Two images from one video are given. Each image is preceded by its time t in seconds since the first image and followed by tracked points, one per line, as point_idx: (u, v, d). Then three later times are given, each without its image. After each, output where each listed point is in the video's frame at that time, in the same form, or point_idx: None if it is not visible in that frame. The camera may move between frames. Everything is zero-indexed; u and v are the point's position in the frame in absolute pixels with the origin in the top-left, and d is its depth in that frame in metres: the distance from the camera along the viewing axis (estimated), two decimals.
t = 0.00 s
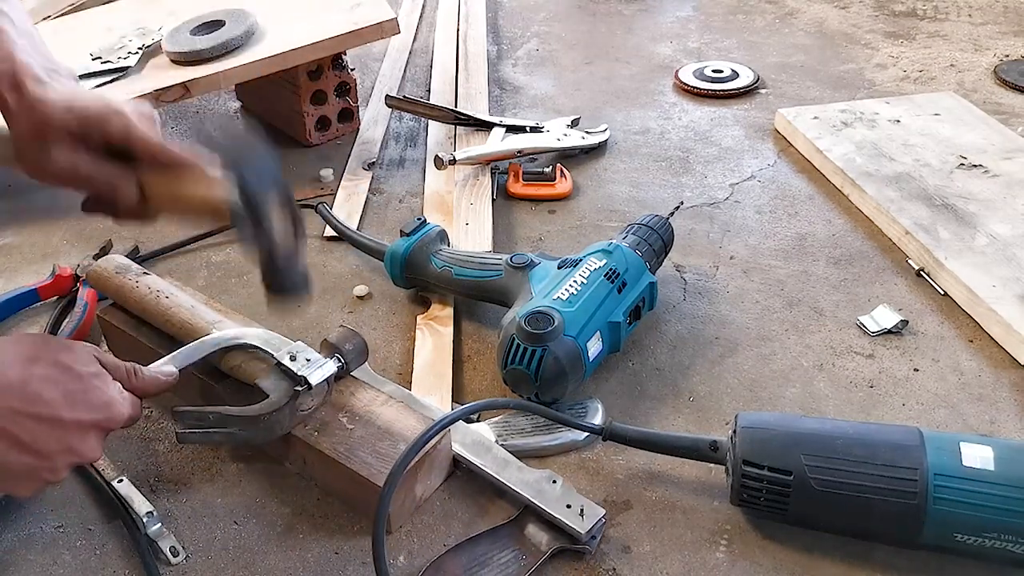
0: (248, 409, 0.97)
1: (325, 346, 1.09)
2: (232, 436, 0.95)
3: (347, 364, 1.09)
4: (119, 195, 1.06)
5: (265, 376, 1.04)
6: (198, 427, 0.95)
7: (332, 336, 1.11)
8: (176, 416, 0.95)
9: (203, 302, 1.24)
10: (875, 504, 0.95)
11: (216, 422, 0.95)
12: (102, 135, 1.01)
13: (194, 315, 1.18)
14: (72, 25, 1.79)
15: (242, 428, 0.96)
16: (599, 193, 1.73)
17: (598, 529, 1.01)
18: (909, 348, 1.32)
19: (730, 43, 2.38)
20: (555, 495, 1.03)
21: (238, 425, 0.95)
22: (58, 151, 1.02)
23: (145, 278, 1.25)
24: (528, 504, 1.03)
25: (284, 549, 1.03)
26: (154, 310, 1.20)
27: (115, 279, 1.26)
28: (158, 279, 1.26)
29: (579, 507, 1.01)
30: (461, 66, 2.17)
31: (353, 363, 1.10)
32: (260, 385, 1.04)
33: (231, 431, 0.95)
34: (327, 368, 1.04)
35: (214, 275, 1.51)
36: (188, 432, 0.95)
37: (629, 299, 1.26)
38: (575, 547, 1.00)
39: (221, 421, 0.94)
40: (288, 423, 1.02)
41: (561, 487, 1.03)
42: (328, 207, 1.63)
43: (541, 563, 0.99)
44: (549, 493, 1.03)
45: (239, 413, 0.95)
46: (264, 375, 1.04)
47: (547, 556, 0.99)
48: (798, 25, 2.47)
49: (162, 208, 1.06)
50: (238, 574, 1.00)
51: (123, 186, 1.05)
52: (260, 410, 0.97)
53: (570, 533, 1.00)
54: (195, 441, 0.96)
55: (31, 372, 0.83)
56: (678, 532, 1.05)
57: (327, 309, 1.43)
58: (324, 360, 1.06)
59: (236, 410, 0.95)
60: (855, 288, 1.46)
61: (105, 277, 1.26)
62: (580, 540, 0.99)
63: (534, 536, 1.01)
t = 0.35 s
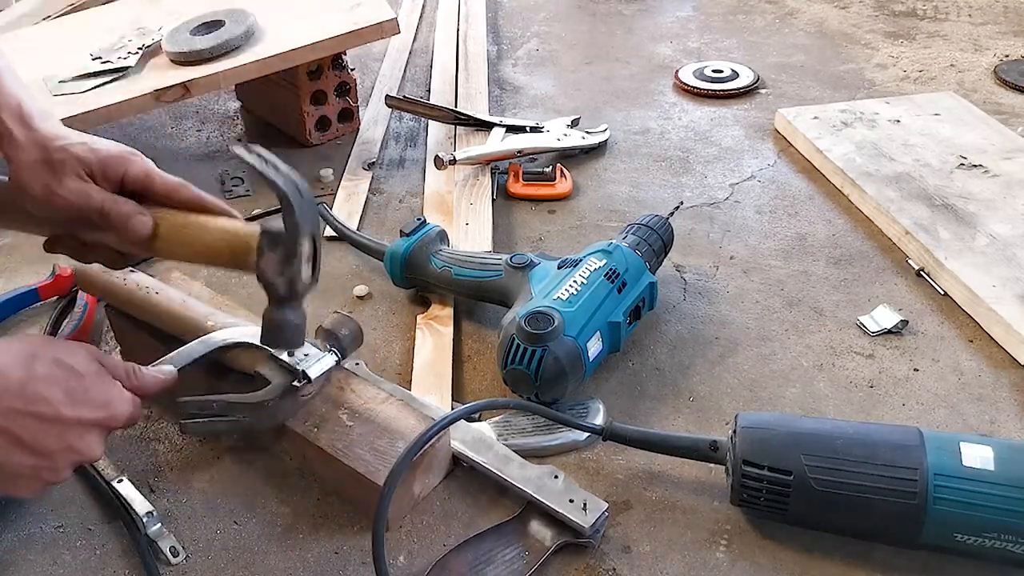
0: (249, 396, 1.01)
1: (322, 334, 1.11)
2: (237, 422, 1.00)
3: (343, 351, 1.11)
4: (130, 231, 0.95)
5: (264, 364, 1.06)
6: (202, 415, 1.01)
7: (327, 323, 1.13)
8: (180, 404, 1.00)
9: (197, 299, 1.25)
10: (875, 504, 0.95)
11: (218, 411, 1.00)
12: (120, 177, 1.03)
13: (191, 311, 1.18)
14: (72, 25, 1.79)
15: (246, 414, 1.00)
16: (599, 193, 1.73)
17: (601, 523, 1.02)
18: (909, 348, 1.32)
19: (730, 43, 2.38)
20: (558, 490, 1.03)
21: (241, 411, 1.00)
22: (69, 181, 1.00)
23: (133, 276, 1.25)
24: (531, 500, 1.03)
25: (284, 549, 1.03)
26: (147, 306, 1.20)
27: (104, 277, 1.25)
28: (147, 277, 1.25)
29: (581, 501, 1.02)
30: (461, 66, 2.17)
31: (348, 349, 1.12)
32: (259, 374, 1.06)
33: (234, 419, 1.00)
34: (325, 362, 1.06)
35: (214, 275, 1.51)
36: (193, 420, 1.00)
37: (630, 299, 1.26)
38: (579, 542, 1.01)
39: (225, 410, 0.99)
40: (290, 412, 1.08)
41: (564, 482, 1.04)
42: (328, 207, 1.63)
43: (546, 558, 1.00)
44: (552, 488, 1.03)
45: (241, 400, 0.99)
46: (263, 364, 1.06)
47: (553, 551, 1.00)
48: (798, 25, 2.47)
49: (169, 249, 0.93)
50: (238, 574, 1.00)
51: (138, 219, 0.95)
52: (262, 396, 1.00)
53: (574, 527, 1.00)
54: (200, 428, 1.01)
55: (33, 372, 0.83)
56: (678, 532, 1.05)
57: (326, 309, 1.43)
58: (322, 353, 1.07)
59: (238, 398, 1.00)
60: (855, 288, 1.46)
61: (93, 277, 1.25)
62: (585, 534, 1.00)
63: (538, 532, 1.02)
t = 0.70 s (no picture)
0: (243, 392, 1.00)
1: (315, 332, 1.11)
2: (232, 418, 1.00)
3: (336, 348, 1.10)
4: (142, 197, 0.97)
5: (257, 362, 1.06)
6: (195, 411, 1.00)
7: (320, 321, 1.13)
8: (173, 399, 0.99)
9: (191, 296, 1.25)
10: (875, 504, 0.95)
11: (212, 407, 0.99)
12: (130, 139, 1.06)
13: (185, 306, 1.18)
14: (70, 25, 1.79)
15: (240, 410, 0.99)
16: (599, 193, 1.73)
17: (604, 519, 1.02)
18: (910, 348, 1.32)
19: (730, 43, 2.37)
20: (560, 488, 1.03)
21: (235, 408, 0.99)
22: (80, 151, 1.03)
23: (129, 272, 1.25)
24: (533, 499, 1.03)
25: (284, 549, 1.03)
26: (141, 302, 1.20)
27: (98, 273, 1.25)
28: (142, 273, 1.25)
29: (583, 498, 1.02)
30: (461, 66, 2.17)
31: (343, 348, 1.11)
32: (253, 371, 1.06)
33: (227, 415, 0.99)
34: (314, 358, 1.05)
35: (214, 275, 1.51)
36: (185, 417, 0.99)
37: (630, 300, 1.26)
38: (581, 539, 1.01)
39: (220, 406, 0.98)
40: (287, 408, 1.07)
41: (566, 479, 1.04)
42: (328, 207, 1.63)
43: (548, 557, 1.00)
44: (554, 486, 1.03)
45: (236, 397, 0.99)
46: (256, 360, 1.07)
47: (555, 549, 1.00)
48: (798, 25, 2.46)
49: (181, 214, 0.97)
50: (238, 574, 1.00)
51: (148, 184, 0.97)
52: (254, 394, 1.00)
53: (576, 524, 1.01)
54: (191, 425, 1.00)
55: (18, 357, 0.83)
56: (678, 532, 1.05)
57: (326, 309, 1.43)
58: (311, 349, 1.06)
59: (233, 394, 0.99)
60: (856, 288, 1.45)
61: (87, 272, 1.26)
62: (587, 531, 1.00)
63: (541, 530, 1.02)
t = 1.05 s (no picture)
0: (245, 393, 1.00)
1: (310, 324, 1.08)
2: (234, 421, 0.99)
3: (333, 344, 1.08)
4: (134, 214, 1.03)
5: (257, 363, 1.06)
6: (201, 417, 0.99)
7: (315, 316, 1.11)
8: (176, 406, 0.97)
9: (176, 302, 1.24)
10: (875, 504, 0.95)
11: (216, 411, 0.98)
12: (119, 151, 1.08)
13: (173, 312, 1.17)
14: (70, 25, 1.79)
15: (244, 413, 0.99)
16: (599, 193, 1.73)
17: (604, 518, 1.02)
18: (910, 348, 1.32)
19: (730, 43, 2.37)
20: (560, 488, 1.03)
21: (238, 411, 0.98)
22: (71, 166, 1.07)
23: (111, 283, 1.24)
24: (532, 498, 1.03)
25: (284, 549, 1.03)
26: (127, 313, 1.19)
27: (80, 287, 1.24)
28: (124, 283, 1.24)
29: (583, 498, 1.02)
30: (461, 66, 2.17)
31: (337, 342, 1.10)
32: (253, 371, 1.06)
33: (231, 418, 0.99)
34: (316, 354, 1.04)
35: (214, 275, 1.51)
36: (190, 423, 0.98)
37: (630, 300, 1.26)
38: (581, 538, 1.01)
39: (223, 410, 0.97)
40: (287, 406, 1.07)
41: (565, 479, 1.04)
42: (328, 207, 1.63)
43: (547, 558, 0.99)
44: (553, 485, 1.03)
45: (239, 400, 0.98)
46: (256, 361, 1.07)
47: (554, 548, 1.00)
48: (798, 25, 2.46)
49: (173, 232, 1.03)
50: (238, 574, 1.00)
51: (138, 203, 1.03)
52: (257, 395, 0.99)
53: (576, 523, 1.01)
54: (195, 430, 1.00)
55: (21, 364, 0.84)
56: (678, 532, 1.05)
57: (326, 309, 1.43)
58: (312, 347, 1.05)
59: (235, 397, 0.98)
60: (855, 288, 1.45)
61: (68, 287, 1.24)
62: (586, 530, 1.00)
63: (540, 530, 1.02)
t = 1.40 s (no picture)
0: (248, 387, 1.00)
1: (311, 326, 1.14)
2: (237, 415, 1.00)
3: (331, 338, 1.14)
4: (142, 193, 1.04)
5: (257, 356, 1.06)
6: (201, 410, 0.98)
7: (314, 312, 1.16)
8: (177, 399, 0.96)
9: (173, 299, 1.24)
10: (875, 504, 0.95)
11: (219, 404, 0.98)
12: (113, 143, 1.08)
13: (170, 310, 1.17)
14: (71, 25, 1.79)
15: (246, 405, 0.99)
16: (599, 193, 1.73)
17: (604, 517, 1.02)
18: (910, 348, 1.32)
19: (730, 43, 2.37)
20: (560, 487, 1.03)
21: (241, 404, 0.99)
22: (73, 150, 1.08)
23: (107, 281, 1.23)
24: (532, 497, 1.03)
25: (284, 549, 1.03)
26: (124, 310, 1.18)
27: (74, 285, 1.24)
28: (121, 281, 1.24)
29: (583, 497, 1.02)
30: (461, 66, 2.17)
31: (337, 336, 1.15)
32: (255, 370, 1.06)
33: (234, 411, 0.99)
34: (313, 350, 1.06)
35: (214, 275, 1.51)
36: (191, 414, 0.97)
37: (630, 300, 1.26)
38: (582, 537, 1.01)
39: (225, 402, 0.97)
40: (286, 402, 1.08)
41: (565, 478, 1.04)
42: (328, 207, 1.63)
43: (548, 557, 0.99)
44: (554, 484, 1.03)
45: (241, 393, 0.98)
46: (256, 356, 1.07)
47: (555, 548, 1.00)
48: (798, 25, 2.46)
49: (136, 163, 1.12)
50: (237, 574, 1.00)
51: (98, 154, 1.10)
52: (259, 389, 1.00)
53: (576, 523, 1.01)
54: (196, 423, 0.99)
55: (28, 362, 0.84)
56: (678, 532, 1.05)
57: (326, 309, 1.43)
58: (309, 343, 1.07)
59: (237, 390, 0.98)
60: (855, 288, 1.45)
61: (61, 284, 1.24)
62: (587, 530, 1.00)
63: (540, 529, 1.02)
